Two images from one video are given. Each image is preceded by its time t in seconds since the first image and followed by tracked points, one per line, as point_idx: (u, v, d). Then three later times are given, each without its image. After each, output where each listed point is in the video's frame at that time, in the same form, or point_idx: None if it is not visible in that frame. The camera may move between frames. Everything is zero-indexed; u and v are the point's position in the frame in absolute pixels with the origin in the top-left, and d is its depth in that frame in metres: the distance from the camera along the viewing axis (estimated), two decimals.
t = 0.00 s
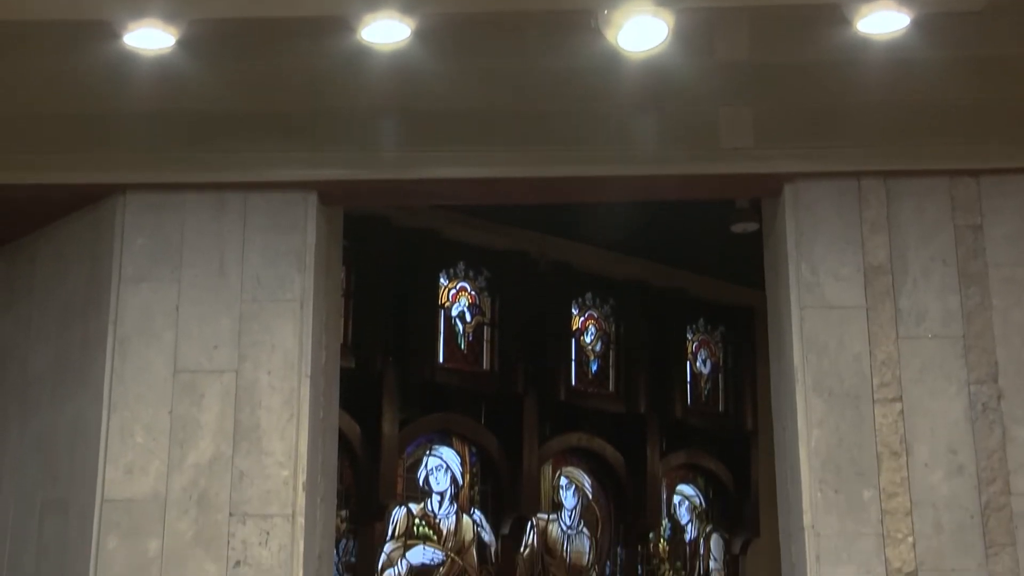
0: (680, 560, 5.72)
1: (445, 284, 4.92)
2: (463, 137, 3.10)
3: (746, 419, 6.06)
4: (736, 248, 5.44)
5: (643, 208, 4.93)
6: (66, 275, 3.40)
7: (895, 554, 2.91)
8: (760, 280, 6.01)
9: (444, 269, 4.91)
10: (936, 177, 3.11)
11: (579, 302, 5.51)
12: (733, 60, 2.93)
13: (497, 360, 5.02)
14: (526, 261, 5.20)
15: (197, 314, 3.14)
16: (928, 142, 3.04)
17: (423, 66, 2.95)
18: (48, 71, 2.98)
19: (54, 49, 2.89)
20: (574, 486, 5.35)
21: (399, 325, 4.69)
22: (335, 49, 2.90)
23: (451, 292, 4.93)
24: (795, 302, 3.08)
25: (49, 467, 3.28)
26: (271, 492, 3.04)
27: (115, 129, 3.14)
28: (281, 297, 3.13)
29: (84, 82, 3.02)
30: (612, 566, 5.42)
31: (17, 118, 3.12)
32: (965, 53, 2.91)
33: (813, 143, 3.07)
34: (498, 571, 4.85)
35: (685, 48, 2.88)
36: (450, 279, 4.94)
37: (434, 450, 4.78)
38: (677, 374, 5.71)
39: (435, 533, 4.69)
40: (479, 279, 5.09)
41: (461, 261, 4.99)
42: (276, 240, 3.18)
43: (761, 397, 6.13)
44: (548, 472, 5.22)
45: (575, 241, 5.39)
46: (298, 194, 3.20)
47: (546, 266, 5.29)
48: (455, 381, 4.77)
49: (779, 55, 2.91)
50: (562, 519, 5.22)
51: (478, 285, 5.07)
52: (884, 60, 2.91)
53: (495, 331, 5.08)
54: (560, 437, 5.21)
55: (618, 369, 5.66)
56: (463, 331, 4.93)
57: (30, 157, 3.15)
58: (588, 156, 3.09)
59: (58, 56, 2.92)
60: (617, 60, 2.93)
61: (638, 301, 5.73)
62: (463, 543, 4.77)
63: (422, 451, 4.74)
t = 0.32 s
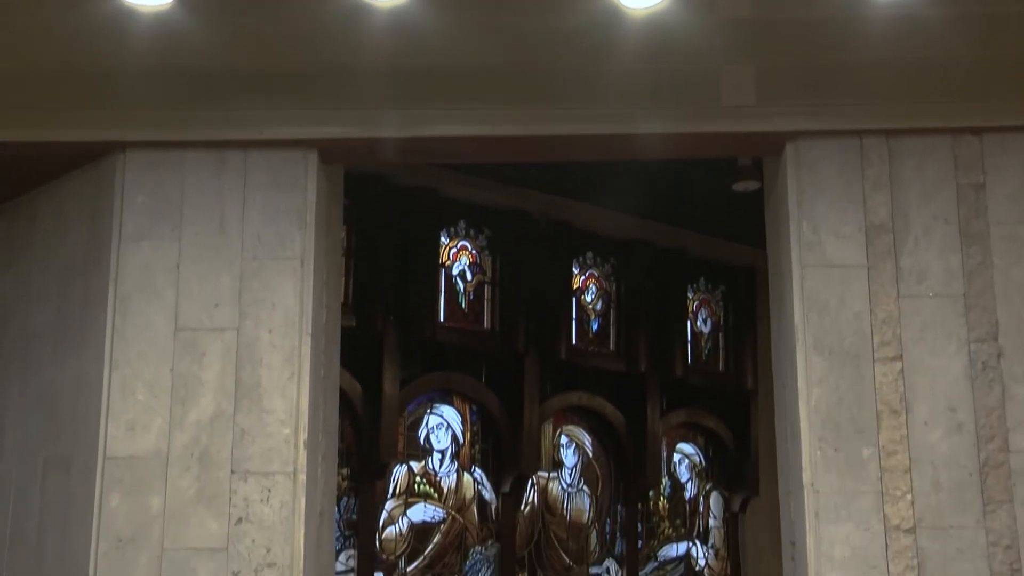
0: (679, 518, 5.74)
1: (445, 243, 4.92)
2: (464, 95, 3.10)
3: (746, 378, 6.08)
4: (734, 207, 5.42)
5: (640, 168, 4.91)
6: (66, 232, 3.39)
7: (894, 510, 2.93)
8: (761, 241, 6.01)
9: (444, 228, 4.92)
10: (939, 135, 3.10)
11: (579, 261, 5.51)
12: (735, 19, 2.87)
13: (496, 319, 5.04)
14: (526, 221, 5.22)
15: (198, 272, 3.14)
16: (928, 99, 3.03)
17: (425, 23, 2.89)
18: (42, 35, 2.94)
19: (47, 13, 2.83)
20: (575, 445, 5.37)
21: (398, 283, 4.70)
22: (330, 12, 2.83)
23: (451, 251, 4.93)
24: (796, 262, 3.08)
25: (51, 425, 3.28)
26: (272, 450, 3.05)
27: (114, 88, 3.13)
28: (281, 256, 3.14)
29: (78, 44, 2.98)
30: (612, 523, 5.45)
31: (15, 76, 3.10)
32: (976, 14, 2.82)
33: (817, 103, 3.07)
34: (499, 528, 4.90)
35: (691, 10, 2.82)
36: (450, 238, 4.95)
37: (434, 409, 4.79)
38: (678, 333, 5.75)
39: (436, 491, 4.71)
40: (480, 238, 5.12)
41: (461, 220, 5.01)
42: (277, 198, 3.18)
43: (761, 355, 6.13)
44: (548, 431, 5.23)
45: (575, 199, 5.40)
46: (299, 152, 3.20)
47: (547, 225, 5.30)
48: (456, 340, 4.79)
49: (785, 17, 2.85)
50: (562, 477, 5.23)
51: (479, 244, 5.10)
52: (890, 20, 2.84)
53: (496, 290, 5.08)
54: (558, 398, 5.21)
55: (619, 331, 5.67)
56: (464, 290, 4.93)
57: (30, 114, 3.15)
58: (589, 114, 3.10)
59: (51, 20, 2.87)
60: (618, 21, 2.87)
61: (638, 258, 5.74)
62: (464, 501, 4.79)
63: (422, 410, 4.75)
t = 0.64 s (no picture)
0: (678, 479, 5.74)
1: (446, 205, 4.97)
2: (465, 55, 3.08)
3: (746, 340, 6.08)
4: (736, 168, 5.41)
5: (643, 125, 4.88)
6: (67, 193, 3.39)
7: (893, 471, 2.94)
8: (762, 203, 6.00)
9: (444, 190, 4.97)
10: (942, 96, 3.09)
11: (580, 223, 5.55)
12: None
13: (496, 281, 5.09)
14: (526, 182, 5.23)
15: (198, 233, 3.14)
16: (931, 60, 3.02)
17: None
18: None
19: None
20: (575, 406, 5.40)
21: (399, 245, 4.74)
22: None
23: (453, 213, 4.99)
24: (797, 223, 3.07)
25: (53, 385, 3.29)
26: (273, 410, 3.06)
27: (110, 49, 3.10)
28: (281, 217, 3.14)
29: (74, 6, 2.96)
30: (612, 484, 5.45)
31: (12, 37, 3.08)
32: None
33: (820, 63, 3.06)
34: (499, 489, 4.95)
35: None
36: (451, 200, 5.00)
37: (436, 370, 4.84)
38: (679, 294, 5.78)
39: (437, 452, 4.78)
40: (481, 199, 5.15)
41: (461, 182, 5.03)
42: (278, 159, 3.17)
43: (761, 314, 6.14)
44: (548, 392, 5.26)
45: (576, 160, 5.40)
46: (299, 113, 3.19)
47: (547, 185, 5.32)
48: (457, 302, 4.84)
49: None
50: (563, 438, 5.27)
51: (479, 206, 5.13)
52: None
53: (496, 251, 5.14)
54: (559, 358, 5.24)
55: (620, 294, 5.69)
56: (464, 252, 4.99)
57: (29, 74, 3.14)
58: (589, 74, 3.09)
59: None
60: None
61: (640, 219, 5.71)
62: (465, 462, 4.85)
63: (424, 371, 4.80)
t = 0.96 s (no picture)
0: (678, 439, 5.76)
1: (447, 165, 5.03)
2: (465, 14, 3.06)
3: (747, 298, 6.09)
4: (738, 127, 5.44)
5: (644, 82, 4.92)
6: (67, 152, 3.38)
7: (893, 430, 2.96)
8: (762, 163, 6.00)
9: (446, 150, 5.01)
10: (945, 55, 3.07)
11: (580, 183, 5.52)
12: None
13: (497, 241, 5.16)
14: (527, 142, 5.28)
15: (199, 193, 3.14)
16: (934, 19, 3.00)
17: None
18: None
19: None
20: (576, 366, 5.42)
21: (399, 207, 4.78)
22: None
23: (454, 172, 5.05)
24: (799, 183, 3.07)
25: (55, 343, 3.30)
26: (274, 369, 3.08)
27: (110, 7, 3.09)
28: (282, 177, 3.13)
29: None
30: (612, 444, 5.45)
31: None
32: None
33: (824, 22, 3.03)
34: (500, 450, 4.99)
35: None
36: (452, 159, 5.05)
37: (436, 331, 4.94)
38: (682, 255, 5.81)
39: (438, 412, 4.86)
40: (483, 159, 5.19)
41: (463, 142, 5.07)
42: (278, 119, 3.16)
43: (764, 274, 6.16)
44: (550, 353, 5.30)
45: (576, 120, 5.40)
46: (299, 73, 3.18)
47: (547, 142, 5.35)
48: (459, 262, 4.93)
49: None
50: (564, 398, 5.30)
51: (480, 166, 5.17)
52: None
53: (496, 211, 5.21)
54: (560, 318, 5.28)
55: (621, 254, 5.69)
56: (465, 212, 5.06)
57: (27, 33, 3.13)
58: (590, 34, 3.07)
59: None
60: None
61: (638, 180, 5.76)
62: (467, 423, 4.93)
63: (426, 331, 4.90)
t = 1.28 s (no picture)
0: (679, 395, 5.76)
1: (449, 121, 5.06)
2: None
3: (748, 255, 6.03)
4: (738, 85, 5.40)
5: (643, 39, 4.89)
6: (66, 107, 3.37)
7: (893, 387, 2.98)
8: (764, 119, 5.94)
9: (447, 106, 5.04)
10: (950, 10, 3.06)
11: (581, 140, 5.53)
12: None
13: (498, 197, 5.17)
14: (525, 98, 5.23)
15: (199, 148, 3.14)
16: None
17: None
18: None
19: None
20: (576, 323, 5.42)
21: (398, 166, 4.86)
22: None
23: (455, 129, 5.08)
24: (801, 139, 3.07)
25: (56, 299, 3.30)
26: (275, 326, 3.09)
27: None
28: (283, 133, 3.14)
29: None
30: (612, 400, 5.44)
31: None
32: None
33: None
34: (501, 406, 5.05)
35: None
36: (453, 115, 5.07)
37: (437, 287, 5.00)
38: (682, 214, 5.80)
39: (439, 368, 4.94)
40: (484, 115, 5.20)
41: (464, 98, 5.10)
42: (279, 74, 3.16)
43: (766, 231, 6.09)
44: (552, 309, 5.31)
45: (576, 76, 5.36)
46: (299, 28, 3.17)
47: (548, 100, 5.30)
48: (459, 219, 4.96)
49: None
50: (564, 355, 5.32)
51: (481, 122, 5.19)
52: None
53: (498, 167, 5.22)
54: (560, 276, 5.28)
55: (621, 211, 5.66)
56: (466, 168, 5.08)
57: None
58: None
59: None
60: None
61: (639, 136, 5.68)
62: (468, 378, 5.00)
63: (426, 288, 4.97)
